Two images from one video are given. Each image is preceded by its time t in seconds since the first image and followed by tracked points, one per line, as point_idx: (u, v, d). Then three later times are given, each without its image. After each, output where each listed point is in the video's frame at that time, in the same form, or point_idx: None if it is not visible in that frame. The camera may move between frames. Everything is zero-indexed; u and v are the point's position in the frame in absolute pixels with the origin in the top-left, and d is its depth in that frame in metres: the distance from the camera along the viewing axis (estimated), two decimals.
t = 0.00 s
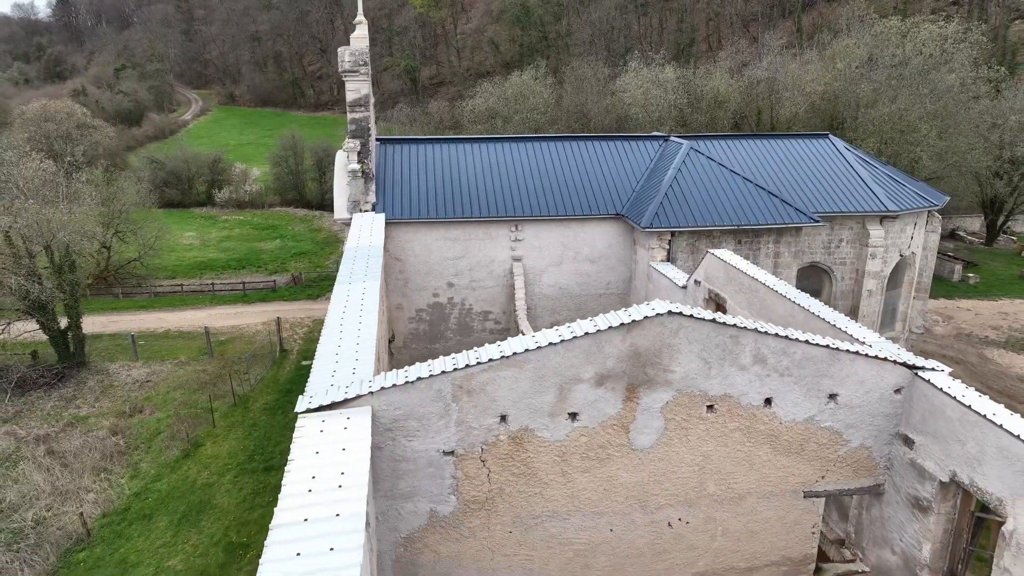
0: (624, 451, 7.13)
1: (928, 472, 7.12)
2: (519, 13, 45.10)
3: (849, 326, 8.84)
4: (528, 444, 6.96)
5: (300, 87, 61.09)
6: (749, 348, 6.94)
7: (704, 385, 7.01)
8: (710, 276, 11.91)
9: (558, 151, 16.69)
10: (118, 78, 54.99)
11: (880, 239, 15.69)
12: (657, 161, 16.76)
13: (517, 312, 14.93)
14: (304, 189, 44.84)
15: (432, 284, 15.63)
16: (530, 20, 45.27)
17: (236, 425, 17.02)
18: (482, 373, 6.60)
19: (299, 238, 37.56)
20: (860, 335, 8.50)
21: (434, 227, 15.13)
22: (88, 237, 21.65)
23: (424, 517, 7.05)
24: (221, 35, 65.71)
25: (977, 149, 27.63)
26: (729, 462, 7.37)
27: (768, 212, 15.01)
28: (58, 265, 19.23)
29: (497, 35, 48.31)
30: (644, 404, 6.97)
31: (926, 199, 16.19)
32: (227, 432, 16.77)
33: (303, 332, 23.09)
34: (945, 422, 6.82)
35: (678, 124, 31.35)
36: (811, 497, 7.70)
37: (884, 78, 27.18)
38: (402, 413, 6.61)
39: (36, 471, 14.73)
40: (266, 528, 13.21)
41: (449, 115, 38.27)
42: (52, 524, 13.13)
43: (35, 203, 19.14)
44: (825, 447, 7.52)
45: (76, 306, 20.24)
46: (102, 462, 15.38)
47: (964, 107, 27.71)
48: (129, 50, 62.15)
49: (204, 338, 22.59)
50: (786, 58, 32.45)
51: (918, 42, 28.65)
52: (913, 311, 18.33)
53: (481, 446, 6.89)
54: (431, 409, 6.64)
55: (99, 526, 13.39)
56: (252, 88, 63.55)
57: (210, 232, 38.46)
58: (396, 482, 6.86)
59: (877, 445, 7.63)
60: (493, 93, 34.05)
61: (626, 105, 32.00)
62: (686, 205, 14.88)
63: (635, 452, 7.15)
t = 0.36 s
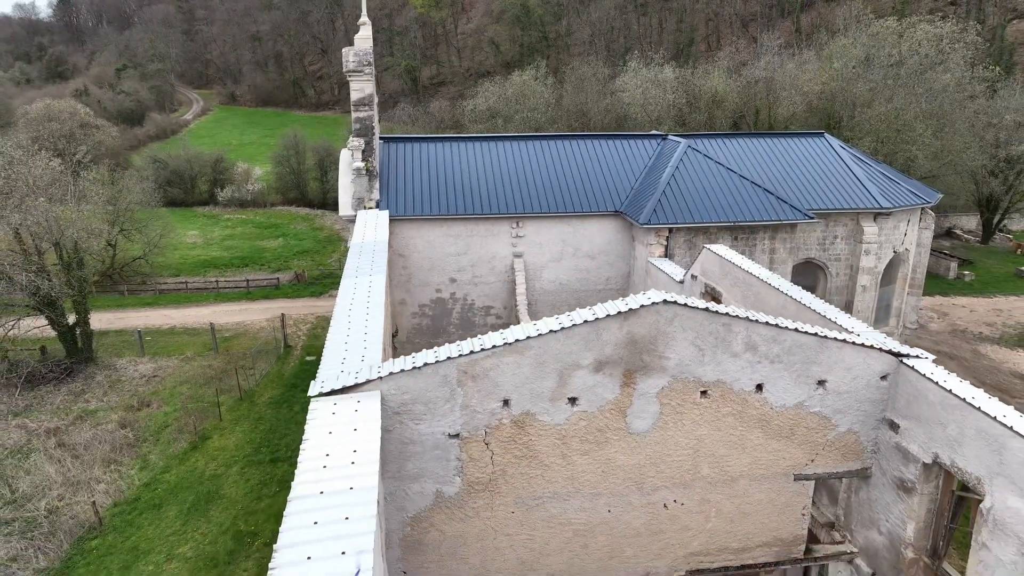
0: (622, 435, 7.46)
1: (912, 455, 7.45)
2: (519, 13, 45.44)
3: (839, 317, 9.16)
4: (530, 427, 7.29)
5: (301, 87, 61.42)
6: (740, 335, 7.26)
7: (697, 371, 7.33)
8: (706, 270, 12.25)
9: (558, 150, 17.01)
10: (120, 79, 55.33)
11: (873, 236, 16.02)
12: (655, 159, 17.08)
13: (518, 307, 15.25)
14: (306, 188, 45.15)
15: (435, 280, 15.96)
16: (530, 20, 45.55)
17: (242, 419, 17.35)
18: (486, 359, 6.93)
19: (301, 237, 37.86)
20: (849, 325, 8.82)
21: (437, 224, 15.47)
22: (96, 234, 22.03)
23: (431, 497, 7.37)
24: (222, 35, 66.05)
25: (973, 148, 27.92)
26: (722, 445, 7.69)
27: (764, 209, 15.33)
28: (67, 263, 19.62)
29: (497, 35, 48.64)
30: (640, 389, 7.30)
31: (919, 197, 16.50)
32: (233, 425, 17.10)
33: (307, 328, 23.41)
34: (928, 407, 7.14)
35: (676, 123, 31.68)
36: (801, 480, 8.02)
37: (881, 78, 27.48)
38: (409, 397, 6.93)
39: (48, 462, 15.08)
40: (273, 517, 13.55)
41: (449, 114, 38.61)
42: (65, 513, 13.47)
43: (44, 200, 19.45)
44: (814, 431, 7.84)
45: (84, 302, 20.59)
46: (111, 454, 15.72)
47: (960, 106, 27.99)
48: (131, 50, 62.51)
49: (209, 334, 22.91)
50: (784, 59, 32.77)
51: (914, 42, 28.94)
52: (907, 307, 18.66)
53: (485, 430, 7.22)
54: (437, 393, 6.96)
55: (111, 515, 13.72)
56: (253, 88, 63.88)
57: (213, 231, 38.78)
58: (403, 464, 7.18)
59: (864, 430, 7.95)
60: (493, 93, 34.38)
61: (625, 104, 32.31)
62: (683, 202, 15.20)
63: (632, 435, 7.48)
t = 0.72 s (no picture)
0: (619, 420, 7.77)
1: (897, 439, 7.77)
2: (519, 13, 45.73)
3: (829, 308, 9.47)
4: (530, 412, 7.59)
5: (302, 86, 61.74)
6: (732, 324, 7.57)
7: (691, 358, 7.64)
8: (702, 265, 12.57)
9: (558, 148, 17.31)
10: (121, 78, 55.62)
11: (867, 232, 16.33)
12: (653, 157, 17.39)
13: (519, 302, 15.57)
14: (307, 187, 45.47)
15: (437, 275, 16.27)
16: (530, 20, 45.75)
17: (247, 412, 17.66)
18: (489, 346, 7.23)
19: (303, 235, 38.16)
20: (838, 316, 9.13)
21: (438, 221, 15.78)
22: (103, 232, 22.34)
23: (435, 480, 7.68)
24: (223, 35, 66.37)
25: (968, 147, 28.22)
26: (715, 430, 8.00)
27: (759, 206, 15.64)
28: (75, 260, 19.95)
29: (497, 35, 48.96)
30: (636, 375, 7.60)
31: (912, 194, 16.81)
32: (238, 418, 17.42)
33: (310, 325, 23.73)
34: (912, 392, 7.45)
35: (675, 123, 31.97)
36: (791, 464, 8.33)
37: (877, 77, 27.75)
38: (414, 383, 7.23)
39: (57, 454, 15.40)
40: (279, 507, 13.88)
41: (450, 114, 38.89)
42: (76, 503, 13.78)
43: (52, 197, 19.75)
44: (803, 417, 8.15)
45: (91, 299, 20.92)
46: (120, 446, 16.02)
47: (956, 106, 28.27)
48: (132, 50, 62.79)
49: (213, 331, 23.21)
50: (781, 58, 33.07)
51: (911, 42, 29.20)
52: (901, 302, 18.97)
53: (487, 414, 7.53)
54: (441, 378, 7.27)
55: (121, 504, 14.04)
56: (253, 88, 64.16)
57: (215, 229, 39.07)
58: (409, 447, 7.49)
59: (852, 416, 8.25)
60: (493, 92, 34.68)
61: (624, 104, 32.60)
62: (680, 199, 15.52)
63: (628, 420, 7.79)
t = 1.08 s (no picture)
0: (615, 408, 8.06)
1: (883, 427, 8.07)
2: (519, 13, 46.05)
3: (819, 301, 9.76)
4: (529, 400, 7.89)
5: (303, 87, 62.11)
6: (723, 316, 7.86)
7: (684, 349, 7.93)
8: (698, 261, 12.90)
9: (556, 147, 17.61)
10: (123, 79, 55.93)
11: (860, 230, 16.63)
12: (650, 156, 17.68)
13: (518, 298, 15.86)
14: (308, 187, 45.78)
15: (438, 272, 16.57)
16: (530, 20, 46.01)
17: (251, 407, 17.95)
18: (489, 336, 7.52)
19: (304, 234, 38.47)
20: (827, 308, 9.41)
21: (439, 219, 16.09)
22: (108, 230, 22.62)
23: (437, 465, 7.97)
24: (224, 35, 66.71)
25: (963, 147, 28.52)
26: (708, 419, 8.30)
27: (754, 204, 15.95)
28: (81, 257, 20.25)
29: (497, 36, 49.27)
30: (631, 364, 7.90)
31: (904, 193, 17.13)
32: (243, 413, 17.71)
33: (313, 322, 24.03)
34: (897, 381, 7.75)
35: (673, 123, 32.29)
36: (782, 452, 8.62)
37: (873, 78, 28.03)
38: (418, 371, 7.53)
39: (66, 448, 15.71)
40: (284, 498, 14.18)
41: (450, 114, 39.18)
42: (84, 495, 14.08)
43: (60, 195, 20.04)
44: (793, 406, 8.44)
45: (97, 296, 21.21)
46: (126, 439, 16.31)
47: (951, 106, 28.55)
48: (134, 51, 63.11)
49: (216, 328, 23.50)
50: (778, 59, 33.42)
51: (907, 43, 29.47)
52: (894, 299, 19.28)
53: (487, 402, 7.81)
54: (444, 367, 7.56)
55: (129, 496, 14.34)
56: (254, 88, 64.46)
57: (217, 229, 39.36)
58: (412, 434, 7.77)
59: (839, 405, 8.54)
60: (494, 93, 35.00)
61: (623, 104, 32.92)
62: (676, 198, 15.82)
63: (624, 407, 8.08)
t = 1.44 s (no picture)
0: (612, 395, 8.35)
1: (870, 414, 8.36)
2: (519, 13, 46.35)
3: (810, 294, 10.04)
4: (529, 388, 8.18)
5: (303, 86, 62.43)
6: (716, 307, 8.15)
7: (678, 338, 8.22)
8: (694, 257, 13.22)
9: (556, 146, 17.90)
10: (124, 78, 56.19)
11: (855, 227, 16.92)
12: (648, 155, 17.97)
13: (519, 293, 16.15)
14: (309, 186, 46.06)
15: (439, 268, 16.87)
16: (530, 20, 46.34)
17: (255, 402, 18.24)
18: (490, 326, 7.81)
19: (306, 233, 38.76)
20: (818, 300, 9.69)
21: (441, 216, 16.38)
22: (113, 227, 22.90)
23: (441, 451, 8.27)
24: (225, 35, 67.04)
25: (959, 146, 28.80)
26: (702, 406, 8.58)
27: (750, 201, 16.24)
28: (87, 253, 20.53)
29: (497, 36, 49.59)
30: (628, 353, 8.18)
31: (898, 190, 17.42)
32: (248, 407, 18.00)
33: (316, 319, 24.31)
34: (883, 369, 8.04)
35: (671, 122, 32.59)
36: (774, 439, 8.91)
37: (870, 77, 28.32)
38: (422, 360, 7.82)
39: (74, 440, 16.01)
40: (289, 489, 14.47)
41: (450, 113, 39.47)
42: (93, 486, 14.38)
43: (67, 192, 20.35)
44: (784, 394, 8.73)
45: (103, 292, 21.50)
46: (134, 433, 16.60)
47: (947, 106, 28.83)
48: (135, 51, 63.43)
49: (219, 325, 23.76)
50: (776, 60, 33.77)
51: (903, 43, 29.77)
52: (888, 296, 19.57)
53: (489, 390, 8.10)
54: (447, 356, 7.86)
55: (137, 487, 14.64)
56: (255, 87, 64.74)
57: (219, 228, 39.63)
58: (416, 420, 8.06)
59: (829, 393, 8.83)
60: (494, 92, 35.28)
61: (622, 103, 33.20)
62: (674, 195, 16.11)
63: (621, 395, 8.37)
